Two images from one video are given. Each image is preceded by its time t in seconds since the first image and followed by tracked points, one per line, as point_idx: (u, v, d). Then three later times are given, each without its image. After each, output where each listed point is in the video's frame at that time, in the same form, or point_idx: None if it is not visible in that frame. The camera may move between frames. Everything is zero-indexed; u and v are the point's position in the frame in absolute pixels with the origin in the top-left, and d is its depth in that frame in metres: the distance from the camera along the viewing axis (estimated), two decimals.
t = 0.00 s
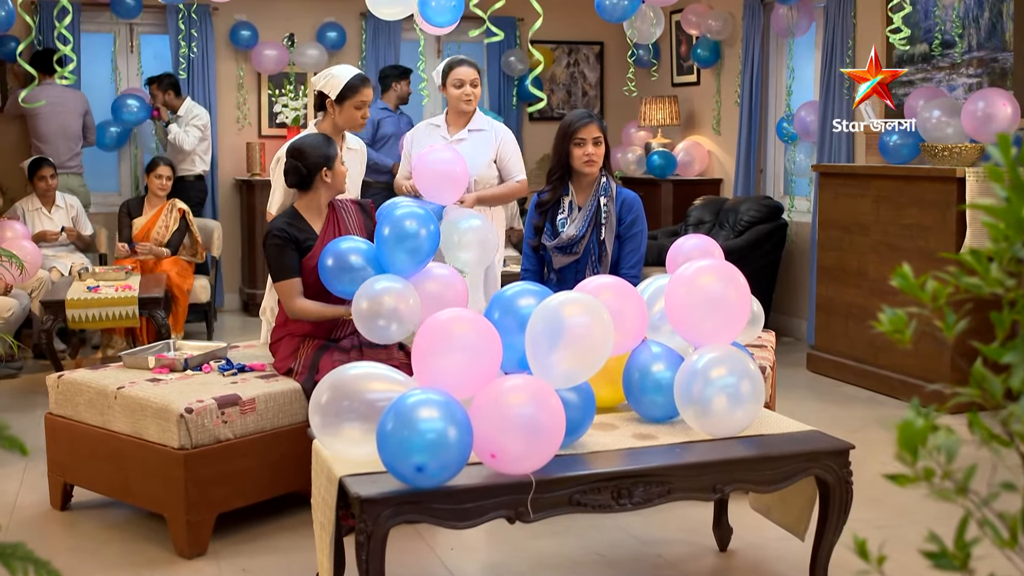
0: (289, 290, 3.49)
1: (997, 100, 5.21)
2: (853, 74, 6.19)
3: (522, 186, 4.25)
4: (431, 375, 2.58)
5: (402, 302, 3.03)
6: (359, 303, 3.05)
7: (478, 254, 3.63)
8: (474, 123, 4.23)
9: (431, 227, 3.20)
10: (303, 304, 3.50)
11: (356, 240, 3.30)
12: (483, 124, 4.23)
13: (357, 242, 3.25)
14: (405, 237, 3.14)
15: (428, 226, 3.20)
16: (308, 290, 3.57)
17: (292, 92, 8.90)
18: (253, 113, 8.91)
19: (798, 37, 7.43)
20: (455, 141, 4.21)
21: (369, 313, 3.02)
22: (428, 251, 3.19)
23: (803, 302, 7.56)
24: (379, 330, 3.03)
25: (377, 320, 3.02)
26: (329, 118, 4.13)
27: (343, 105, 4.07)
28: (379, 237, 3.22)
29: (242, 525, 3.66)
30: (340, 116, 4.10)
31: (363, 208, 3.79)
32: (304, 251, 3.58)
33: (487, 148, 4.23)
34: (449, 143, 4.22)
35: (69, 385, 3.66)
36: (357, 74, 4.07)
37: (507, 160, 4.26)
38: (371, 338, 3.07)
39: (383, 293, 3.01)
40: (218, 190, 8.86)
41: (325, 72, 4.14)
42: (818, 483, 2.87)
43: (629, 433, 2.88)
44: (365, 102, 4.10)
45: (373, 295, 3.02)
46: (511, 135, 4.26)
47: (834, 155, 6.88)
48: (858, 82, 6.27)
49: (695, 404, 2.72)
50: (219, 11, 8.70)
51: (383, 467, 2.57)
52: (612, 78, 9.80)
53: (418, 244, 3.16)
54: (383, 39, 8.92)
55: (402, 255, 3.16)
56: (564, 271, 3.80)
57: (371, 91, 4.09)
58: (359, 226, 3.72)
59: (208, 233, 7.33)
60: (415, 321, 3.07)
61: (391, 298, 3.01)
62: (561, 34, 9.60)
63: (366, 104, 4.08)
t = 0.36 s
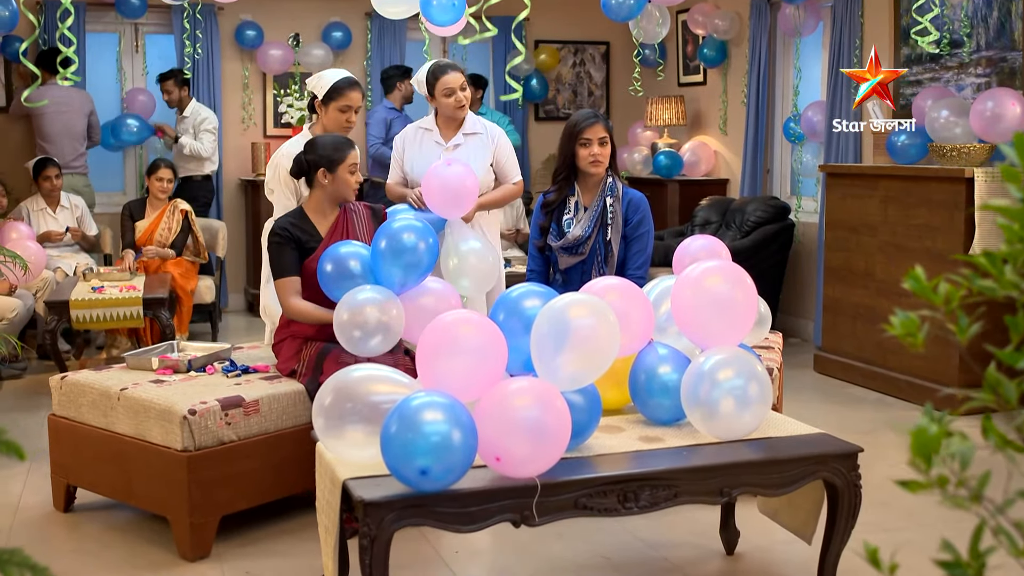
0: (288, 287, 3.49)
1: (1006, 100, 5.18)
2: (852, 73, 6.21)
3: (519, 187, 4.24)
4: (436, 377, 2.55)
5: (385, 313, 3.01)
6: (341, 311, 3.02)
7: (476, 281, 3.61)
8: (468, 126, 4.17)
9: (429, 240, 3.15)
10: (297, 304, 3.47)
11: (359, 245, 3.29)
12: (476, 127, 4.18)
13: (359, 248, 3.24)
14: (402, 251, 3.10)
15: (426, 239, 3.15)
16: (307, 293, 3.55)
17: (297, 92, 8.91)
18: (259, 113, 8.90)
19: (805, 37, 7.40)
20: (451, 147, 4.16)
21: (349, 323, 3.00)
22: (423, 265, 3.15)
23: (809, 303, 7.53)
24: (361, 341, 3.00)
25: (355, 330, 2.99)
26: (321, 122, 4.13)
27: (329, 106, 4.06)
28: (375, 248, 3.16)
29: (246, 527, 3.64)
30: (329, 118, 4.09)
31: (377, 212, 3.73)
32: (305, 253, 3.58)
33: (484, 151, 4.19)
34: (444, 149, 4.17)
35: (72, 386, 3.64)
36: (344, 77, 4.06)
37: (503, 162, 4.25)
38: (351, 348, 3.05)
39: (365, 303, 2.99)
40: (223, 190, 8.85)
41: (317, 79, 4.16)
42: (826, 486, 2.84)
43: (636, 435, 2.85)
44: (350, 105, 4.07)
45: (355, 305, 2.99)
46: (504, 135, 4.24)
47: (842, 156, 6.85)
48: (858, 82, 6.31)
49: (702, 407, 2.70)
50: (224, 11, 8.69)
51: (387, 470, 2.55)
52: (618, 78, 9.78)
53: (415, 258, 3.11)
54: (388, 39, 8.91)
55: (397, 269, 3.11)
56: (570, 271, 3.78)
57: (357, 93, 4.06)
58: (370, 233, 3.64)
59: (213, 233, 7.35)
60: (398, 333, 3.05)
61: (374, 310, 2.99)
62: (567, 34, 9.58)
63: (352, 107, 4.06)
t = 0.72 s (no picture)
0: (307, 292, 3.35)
1: (1014, 100, 5.14)
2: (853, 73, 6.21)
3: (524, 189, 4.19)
4: (439, 379, 2.53)
5: (395, 324, 2.85)
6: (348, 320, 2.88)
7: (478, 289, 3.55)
8: (473, 123, 4.14)
9: (459, 260, 3.01)
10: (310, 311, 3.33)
11: (384, 257, 3.18)
12: (482, 125, 4.15)
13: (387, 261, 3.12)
14: (430, 270, 2.96)
15: (457, 259, 3.01)
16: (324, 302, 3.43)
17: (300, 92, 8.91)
18: (263, 113, 8.89)
19: (811, 37, 7.37)
20: (455, 142, 4.12)
21: (357, 335, 2.85)
22: (450, 289, 3.00)
23: (815, 304, 7.49)
24: (369, 353, 2.85)
25: (363, 338, 2.83)
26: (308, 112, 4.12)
27: (317, 96, 4.04)
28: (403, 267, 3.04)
29: (249, 530, 3.62)
30: (316, 108, 4.08)
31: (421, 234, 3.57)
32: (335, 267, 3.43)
33: (488, 150, 4.15)
34: (448, 144, 4.13)
35: (73, 388, 3.62)
36: (328, 66, 4.02)
37: (507, 163, 4.20)
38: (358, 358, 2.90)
39: (375, 312, 2.83)
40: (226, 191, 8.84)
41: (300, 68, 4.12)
42: (833, 490, 2.81)
43: (641, 438, 2.82)
44: (338, 93, 4.05)
45: (365, 314, 2.83)
46: (510, 136, 4.19)
47: (848, 155, 6.81)
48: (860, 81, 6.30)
49: (708, 409, 2.67)
50: (228, 11, 8.67)
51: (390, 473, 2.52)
52: (623, 78, 9.75)
53: (441, 277, 2.97)
54: (393, 39, 8.89)
55: (421, 288, 2.98)
56: (574, 272, 3.75)
57: (344, 81, 4.03)
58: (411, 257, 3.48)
59: (216, 233, 7.33)
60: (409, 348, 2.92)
61: (384, 320, 2.83)
62: (572, 34, 9.55)
63: (339, 94, 4.04)
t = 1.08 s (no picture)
0: (331, 237, 3.04)
1: (1022, 100, 5.10)
2: (854, 73, 6.23)
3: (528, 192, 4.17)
4: (441, 383, 2.50)
5: (396, 288, 2.62)
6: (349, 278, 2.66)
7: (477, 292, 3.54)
8: (477, 124, 4.11)
9: (470, 213, 2.69)
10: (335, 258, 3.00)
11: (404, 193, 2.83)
12: (486, 126, 4.12)
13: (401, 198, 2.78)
14: (437, 226, 2.64)
15: (467, 211, 2.68)
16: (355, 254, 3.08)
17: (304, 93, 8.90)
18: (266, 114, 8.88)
19: (817, 37, 7.33)
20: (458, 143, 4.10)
21: (358, 297, 2.63)
22: (462, 243, 2.69)
23: (820, 305, 7.46)
24: (375, 319, 2.65)
25: (359, 304, 2.64)
26: (292, 106, 4.13)
27: (304, 90, 4.05)
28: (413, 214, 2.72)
29: (251, 534, 3.59)
30: (301, 102, 4.09)
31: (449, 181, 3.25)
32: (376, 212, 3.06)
33: (492, 151, 4.12)
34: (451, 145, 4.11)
35: (74, 391, 3.60)
36: (310, 59, 4.04)
37: (511, 165, 4.17)
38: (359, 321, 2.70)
39: (375, 273, 2.61)
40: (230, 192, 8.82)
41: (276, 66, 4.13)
42: (841, 495, 2.77)
43: (645, 442, 2.79)
44: (323, 85, 4.08)
45: (364, 276, 2.62)
46: (515, 137, 4.17)
47: (854, 156, 6.77)
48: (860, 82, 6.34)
49: (713, 413, 2.64)
50: (232, 11, 8.65)
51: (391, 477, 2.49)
52: (627, 78, 9.72)
53: (452, 232, 2.66)
54: (396, 39, 8.87)
55: (430, 244, 2.67)
56: (578, 274, 3.72)
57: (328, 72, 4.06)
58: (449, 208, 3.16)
59: (219, 234, 7.28)
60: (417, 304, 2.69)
61: (384, 283, 2.61)
62: (576, 34, 9.52)
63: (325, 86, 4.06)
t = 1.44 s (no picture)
0: (353, 188, 2.97)
1: None
2: (853, 74, 6.16)
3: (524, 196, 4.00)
4: (441, 389, 2.46)
5: (431, 249, 2.49)
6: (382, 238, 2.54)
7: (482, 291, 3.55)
8: (470, 128, 4.08)
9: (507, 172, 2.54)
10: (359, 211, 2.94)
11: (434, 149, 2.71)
12: (479, 130, 4.10)
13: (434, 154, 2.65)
14: (471, 184, 2.49)
15: (505, 171, 2.54)
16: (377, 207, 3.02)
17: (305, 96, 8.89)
18: (267, 117, 8.87)
19: (820, 40, 7.31)
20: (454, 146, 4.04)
21: (391, 257, 2.50)
22: (497, 203, 2.54)
23: (824, 309, 7.42)
24: (409, 280, 2.52)
25: (396, 266, 2.50)
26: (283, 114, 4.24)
27: (287, 97, 4.18)
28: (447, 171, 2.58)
29: (249, 540, 3.56)
30: (288, 110, 4.21)
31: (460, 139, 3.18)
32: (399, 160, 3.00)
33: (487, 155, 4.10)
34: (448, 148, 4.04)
35: (72, 395, 3.57)
36: (296, 67, 4.19)
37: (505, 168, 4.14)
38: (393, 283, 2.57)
39: (410, 230, 2.47)
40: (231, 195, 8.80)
41: (272, 78, 4.30)
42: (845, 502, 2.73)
43: (648, 449, 2.75)
44: (306, 92, 4.18)
45: (398, 235, 2.48)
46: (508, 141, 4.18)
47: (857, 158, 6.74)
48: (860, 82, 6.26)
49: (717, 419, 2.60)
50: (233, 14, 8.64)
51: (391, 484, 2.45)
52: (629, 81, 9.69)
53: (486, 190, 2.51)
54: (398, 42, 8.85)
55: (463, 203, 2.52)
56: (580, 278, 3.69)
57: (311, 79, 4.16)
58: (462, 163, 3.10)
59: (220, 238, 7.27)
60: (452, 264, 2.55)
61: (420, 242, 2.47)
62: (578, 36, 9.50)
63: (308, 92, 4.16)
